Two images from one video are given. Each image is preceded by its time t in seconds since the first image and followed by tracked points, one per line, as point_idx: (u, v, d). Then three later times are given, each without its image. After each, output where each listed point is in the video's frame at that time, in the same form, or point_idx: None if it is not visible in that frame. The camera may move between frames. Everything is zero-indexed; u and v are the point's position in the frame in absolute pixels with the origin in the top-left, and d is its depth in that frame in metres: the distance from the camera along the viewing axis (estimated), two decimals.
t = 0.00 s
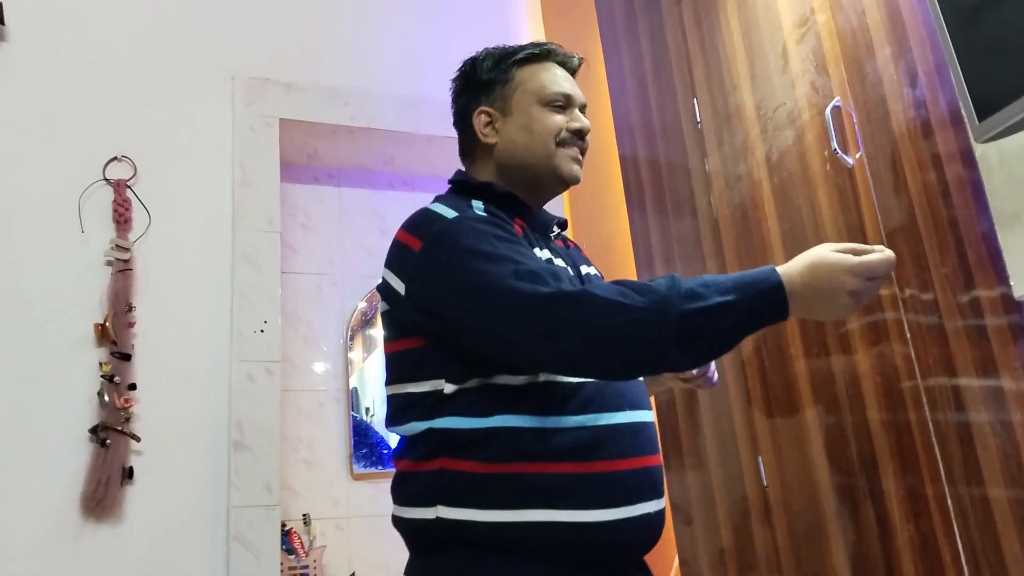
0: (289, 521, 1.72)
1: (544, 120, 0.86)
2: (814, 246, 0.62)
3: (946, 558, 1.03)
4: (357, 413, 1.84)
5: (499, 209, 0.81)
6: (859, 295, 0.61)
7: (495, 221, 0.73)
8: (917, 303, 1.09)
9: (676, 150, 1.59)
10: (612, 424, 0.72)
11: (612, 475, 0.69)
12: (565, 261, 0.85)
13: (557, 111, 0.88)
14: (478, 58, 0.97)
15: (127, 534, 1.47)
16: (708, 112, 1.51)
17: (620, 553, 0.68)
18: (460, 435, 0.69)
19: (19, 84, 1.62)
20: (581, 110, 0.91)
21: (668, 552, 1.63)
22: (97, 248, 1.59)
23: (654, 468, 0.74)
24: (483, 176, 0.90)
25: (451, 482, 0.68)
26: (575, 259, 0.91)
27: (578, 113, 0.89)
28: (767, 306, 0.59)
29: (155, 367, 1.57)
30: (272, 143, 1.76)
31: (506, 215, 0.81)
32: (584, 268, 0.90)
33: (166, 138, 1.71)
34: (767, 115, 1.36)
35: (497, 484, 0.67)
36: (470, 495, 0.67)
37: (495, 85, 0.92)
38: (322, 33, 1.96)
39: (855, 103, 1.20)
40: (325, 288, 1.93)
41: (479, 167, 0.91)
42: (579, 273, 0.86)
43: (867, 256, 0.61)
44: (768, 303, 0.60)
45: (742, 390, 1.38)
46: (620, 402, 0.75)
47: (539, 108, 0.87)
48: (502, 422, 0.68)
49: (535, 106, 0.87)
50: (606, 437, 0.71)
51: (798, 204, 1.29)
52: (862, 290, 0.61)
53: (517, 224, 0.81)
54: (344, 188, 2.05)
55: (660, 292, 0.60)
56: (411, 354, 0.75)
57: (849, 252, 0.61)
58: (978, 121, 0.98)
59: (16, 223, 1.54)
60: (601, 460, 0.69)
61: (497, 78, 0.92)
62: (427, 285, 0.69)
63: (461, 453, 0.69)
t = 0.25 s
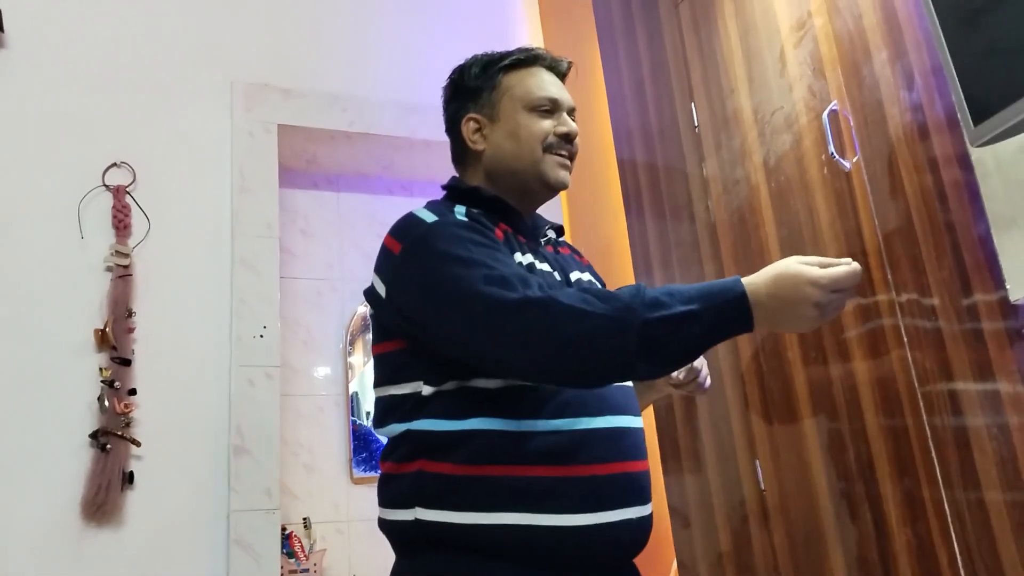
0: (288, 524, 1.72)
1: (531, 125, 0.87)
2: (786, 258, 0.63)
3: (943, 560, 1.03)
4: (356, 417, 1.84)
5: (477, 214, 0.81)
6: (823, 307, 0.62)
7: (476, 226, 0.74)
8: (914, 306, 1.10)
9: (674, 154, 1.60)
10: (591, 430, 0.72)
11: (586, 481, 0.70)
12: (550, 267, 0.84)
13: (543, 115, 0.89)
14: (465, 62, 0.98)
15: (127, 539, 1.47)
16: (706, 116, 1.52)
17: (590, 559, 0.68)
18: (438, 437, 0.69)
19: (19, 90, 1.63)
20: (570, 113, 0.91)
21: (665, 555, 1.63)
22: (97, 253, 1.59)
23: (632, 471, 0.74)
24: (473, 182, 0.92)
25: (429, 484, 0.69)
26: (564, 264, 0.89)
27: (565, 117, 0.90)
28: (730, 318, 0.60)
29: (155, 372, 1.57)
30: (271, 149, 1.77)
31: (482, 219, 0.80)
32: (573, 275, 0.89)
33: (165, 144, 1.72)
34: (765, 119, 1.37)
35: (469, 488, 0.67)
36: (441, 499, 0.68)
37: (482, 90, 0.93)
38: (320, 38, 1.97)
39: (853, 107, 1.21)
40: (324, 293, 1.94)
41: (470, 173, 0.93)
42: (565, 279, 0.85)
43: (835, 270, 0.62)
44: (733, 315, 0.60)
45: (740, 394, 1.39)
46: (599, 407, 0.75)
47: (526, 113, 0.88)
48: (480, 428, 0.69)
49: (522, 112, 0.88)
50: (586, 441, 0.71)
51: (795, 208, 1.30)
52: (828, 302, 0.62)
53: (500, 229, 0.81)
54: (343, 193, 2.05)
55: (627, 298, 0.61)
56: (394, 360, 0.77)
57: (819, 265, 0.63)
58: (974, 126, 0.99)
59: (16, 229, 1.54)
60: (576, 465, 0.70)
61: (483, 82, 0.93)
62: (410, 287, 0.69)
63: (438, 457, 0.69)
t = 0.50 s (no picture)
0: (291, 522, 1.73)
1: (508, 123, 0.88)
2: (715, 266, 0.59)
3: (941, 554, 1.04)
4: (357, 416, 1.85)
5: (451, 214, 0.81)
6: (750, 317, 0.57)
7: (443, 230, 0.73)
8: (912, 301, 1.11)
9: (673, 152, 1.61)
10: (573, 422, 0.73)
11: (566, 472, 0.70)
12: (528, 264, 0.84)
13: (521, 112, 0.90)
14: (445, 63, 1.00)
15: (132, 536, 1.48)
16: (705, 113, 1.53)
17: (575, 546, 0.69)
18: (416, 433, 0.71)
19: (22, 91, 1.64)
20: (549, 109, 0.92)
21: (665, 551, 1.65)
22: (100, 253, 1.60)
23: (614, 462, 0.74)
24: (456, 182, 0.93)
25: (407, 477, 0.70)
26: (545, 261, 0.89)
27: (543, 112, 0.90)
28: (657, 330, 0.58)
29: (157, 370, 1.58)
30: (272, 148, 1.78)
31: (455, 219, 0.80)
32: (554, 271, 0.88)
33: (167, 144, 1.73)
34: (763, 116, 1.38)
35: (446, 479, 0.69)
36: (419, 491, 0.69)
37: (461, 91, 0.94)
38: (320, 39, 1.98)
39: (851, 104, 1.22)
40: (326, 292, 1.95)
41: (454, 174, 0.95)
42: (545, 275, 0.85)
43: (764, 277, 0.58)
44: (663, 326, 0.58)
45: (740, 390, 1.40)
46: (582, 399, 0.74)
47: (503, 112, 0.89)
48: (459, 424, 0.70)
49: (499, 110, 0.89)
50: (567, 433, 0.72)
51: (794, 205, 1.31)
52: (755, 311, 0.57)
53: (473, 229, 0.81)
54: (344, 193, 2.06)
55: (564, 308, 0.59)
56: (372, 361, 0.79)
57: (749, 273, 0.58)
58: (970, 120, 1.03)
59: (20, 229, 1.55)
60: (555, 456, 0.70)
61: (462, 83, 0.95)
62: (376, 289, 0.70)
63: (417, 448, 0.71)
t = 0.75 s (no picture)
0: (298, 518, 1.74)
1: (497, 126, 0.90)
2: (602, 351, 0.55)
3: (947, 551, 1.04)
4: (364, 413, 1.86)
5: (424, 215, 0.80)
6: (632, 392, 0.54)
7: (395, 241, 0.72)
8: (917, 297, 1.10)
9: (678, 149, 1.61)
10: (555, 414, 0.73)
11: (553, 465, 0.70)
12: (511, 256, 0.83)
13: (510, 114, 0.91)
14: (431, 65, 1.01)
15: (140, 533, 1.48)
16: (710, 110, 1.52)
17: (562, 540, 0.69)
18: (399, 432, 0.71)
19: (29, 90, 1.64)
20: (537, 109, 0.94)
21: (672, 548, 1.64)
22: (107, 251, 1.61)
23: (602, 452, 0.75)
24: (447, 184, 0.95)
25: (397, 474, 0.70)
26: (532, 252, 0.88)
27: (532, 114, 0.92)
28: (519, 409, 0.56)
29: (165, 368, 1.59)
30: (278, 147, 1.78)
31: (427, 218, 0.80)
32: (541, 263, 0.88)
33: (173, 143, 1.73)
34: (769, 113, 1.38)
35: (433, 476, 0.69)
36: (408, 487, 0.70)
37: (449, 93, 0.96)
38: (326, 37, 1.98)
39: (856, 101, 1.21)
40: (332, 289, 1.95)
41: (444, 175, 0.96)
42: (530, 264, 0.84)
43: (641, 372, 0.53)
44: (526, 403, 0.56)
45: (746, 386, 1.40)
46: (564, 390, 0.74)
47: (492, 114, 0.91)
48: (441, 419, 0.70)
49: (488, 113, 0.91)
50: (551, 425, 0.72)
51: (799, 202, 1.30)
52: (623, 405, 0.52)
53: (446, 228, 0.80)
54: (351, 191, 2.07)
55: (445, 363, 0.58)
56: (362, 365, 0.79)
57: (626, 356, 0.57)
58: (974, 119, 1.04)
59: (28, 228, 1.56)
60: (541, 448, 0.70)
61: (450, 85, 0.96)
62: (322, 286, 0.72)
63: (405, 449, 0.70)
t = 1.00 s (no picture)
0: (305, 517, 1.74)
1: (485, 127, 1.04)
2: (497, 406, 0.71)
3: (954, 551, 1.04)
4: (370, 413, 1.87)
5: (397, 219, 0.97)
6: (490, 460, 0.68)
7: (348, 252, 0.90)
8: (923, 296, 1.11)
9: (684, 149, 1.61)
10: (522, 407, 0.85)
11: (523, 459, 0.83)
12: (487, 254, 0.96)
13: (497, 116, 1.05)
14: (417, 69, 1.15)
15: (149, 533, 1.49)
16: (716, 110, 1.53)
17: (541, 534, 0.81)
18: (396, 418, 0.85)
19: (39, 92, 1.65)
20: (521, 110, 1.08)
21: (678, 549, 1.64)
22: (116, 252, 1.62)
23: (573, 452, 0.86)
24: (434, 181, 1.09)
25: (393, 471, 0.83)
26: (515, 250, 1.01)
27: (518, 116, 1.06)
28: (395, 445, 0.72)
29: (173, 369, 1.60)
30: (286, 149, 1.79)
31: (400, 224, 0.97)
32: (522, 259, 1.00)
33: (181, 144, 1.74)
34: (775, 113, 1.38)
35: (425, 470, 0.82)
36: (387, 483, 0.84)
37: (438, 96, 1.10)
38: (333, 39, 1.99)
39: (862, 101, 1.21)
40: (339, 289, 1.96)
41: (431, 174, 1.10)
42: (506, 261, 0.96)
43: (515, 433, 0.68)
44: (403, 440, 0.72)
45: (752, 386, 1.40)
46: (527, 385, 0.86)
47: (480, 115, 1.05)
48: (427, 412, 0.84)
49: (475, 114, 1.05)
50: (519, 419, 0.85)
51: (806, 202, 1.30)
52: (494, 458, 0.68)
53: (416, 231, 0.96)
54: (357, 191, 2.08)
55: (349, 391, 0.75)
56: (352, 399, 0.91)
57: (506, 423, 0.69)
58: (981, 118, 1.05)
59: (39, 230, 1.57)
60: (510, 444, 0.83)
61: (438, 88, 1.10)
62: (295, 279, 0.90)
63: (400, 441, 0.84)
